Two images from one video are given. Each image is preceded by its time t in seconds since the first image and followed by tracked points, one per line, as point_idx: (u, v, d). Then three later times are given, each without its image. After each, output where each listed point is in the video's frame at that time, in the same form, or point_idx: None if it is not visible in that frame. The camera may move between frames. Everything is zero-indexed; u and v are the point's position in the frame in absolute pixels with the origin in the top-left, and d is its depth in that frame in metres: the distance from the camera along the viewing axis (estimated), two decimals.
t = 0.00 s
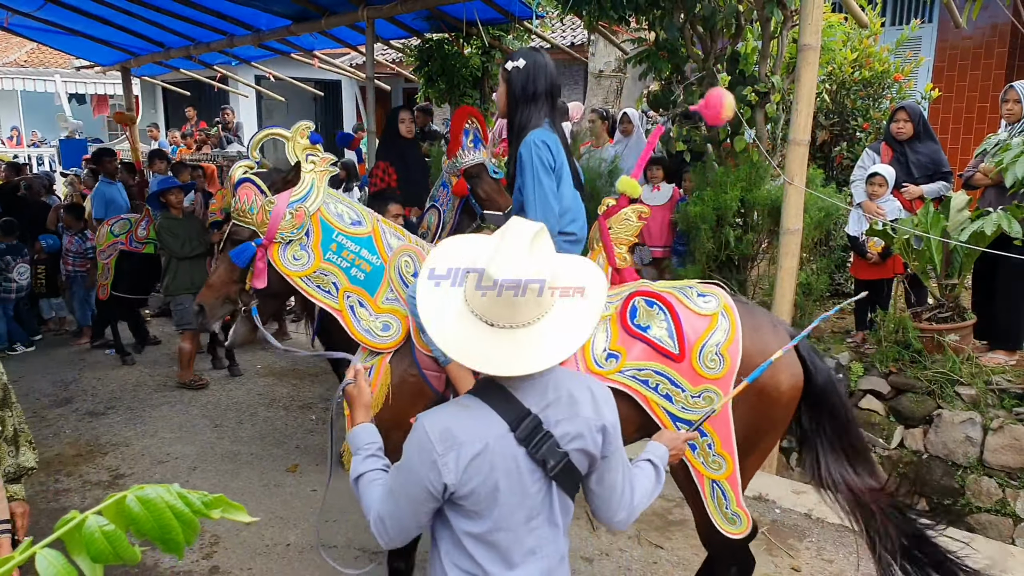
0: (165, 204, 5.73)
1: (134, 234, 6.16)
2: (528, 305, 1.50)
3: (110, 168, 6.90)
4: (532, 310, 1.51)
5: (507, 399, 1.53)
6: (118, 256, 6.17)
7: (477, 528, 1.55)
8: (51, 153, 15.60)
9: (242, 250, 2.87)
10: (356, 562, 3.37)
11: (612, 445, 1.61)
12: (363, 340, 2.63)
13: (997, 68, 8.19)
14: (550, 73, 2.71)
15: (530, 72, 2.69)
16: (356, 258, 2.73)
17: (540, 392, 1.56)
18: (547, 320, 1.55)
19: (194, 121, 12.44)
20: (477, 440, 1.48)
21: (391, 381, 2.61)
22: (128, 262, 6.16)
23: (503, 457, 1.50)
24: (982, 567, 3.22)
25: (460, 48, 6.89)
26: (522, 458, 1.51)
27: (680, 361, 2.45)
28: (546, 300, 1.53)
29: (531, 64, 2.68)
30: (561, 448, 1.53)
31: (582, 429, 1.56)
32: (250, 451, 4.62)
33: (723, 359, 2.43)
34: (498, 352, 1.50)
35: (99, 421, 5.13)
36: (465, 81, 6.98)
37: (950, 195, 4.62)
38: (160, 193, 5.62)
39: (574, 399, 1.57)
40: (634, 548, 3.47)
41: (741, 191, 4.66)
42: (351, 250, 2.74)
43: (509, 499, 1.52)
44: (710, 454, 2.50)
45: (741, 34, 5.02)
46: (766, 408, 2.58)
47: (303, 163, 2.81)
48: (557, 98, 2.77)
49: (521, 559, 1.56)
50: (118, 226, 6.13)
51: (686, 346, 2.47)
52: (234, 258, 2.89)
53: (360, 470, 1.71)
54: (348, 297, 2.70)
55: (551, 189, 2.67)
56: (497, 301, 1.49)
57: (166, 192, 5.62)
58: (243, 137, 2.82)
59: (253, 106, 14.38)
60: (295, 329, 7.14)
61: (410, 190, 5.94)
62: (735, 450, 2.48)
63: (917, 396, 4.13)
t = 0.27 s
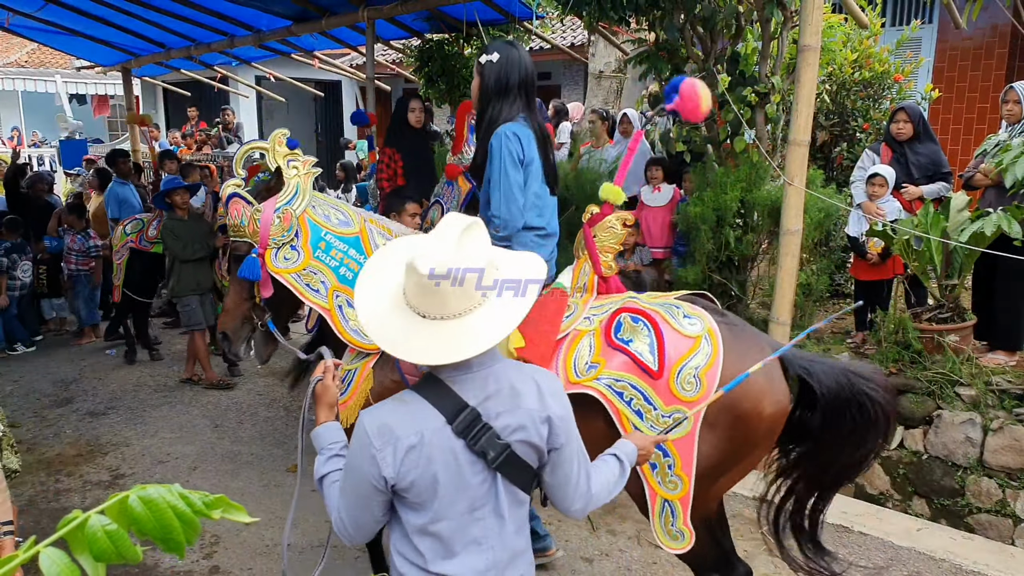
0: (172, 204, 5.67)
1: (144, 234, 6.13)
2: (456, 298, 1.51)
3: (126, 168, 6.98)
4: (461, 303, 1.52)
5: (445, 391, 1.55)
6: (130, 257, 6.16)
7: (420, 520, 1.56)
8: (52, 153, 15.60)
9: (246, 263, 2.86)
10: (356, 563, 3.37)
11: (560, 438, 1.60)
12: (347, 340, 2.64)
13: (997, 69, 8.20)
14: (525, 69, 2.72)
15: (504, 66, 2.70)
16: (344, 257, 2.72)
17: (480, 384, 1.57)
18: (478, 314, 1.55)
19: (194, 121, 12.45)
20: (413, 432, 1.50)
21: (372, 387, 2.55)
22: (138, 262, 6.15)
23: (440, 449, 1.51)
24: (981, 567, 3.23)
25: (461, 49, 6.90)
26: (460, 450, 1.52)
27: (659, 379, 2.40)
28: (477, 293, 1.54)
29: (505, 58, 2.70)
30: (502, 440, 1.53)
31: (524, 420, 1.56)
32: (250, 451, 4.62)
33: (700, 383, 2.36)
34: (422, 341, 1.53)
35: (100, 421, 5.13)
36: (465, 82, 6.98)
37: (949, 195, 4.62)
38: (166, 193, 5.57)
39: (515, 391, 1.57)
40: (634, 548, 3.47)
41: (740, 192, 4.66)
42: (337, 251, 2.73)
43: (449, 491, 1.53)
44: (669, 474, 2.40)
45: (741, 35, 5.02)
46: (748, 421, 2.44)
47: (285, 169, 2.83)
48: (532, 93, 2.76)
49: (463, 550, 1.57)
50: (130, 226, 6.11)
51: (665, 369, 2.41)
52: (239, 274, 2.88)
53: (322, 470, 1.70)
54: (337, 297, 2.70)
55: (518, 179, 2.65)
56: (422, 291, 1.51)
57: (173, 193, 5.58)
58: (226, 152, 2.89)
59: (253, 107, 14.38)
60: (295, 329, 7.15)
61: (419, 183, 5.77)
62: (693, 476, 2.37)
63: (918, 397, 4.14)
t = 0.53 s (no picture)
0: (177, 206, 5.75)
1: (149, 233, 6.16)
2: (379, 293, 1.53)
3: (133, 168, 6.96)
4: (386, 300, 1.55)
5: (377, 389, 1.59)
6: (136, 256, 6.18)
7: (354, 516, 1.60)
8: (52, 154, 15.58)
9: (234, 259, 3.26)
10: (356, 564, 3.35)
11: (497, 435, 1.61)
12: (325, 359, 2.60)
13: (999, 69, 8.19)
14: (504, 88, 2.70)
15: (483, 87, 2.69)
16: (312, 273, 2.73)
17: (412, 381, 1.61)
18: (407, 312, 1.58)
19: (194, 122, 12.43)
20: (342, 428, 1.55)
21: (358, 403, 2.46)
22: (144, 261, 6.18)
23: (368, 445, 1.55)
24: (984, 569, 3.20)
25: (461, 48, 6.88)
26: (389, 446, 1.55)
27: (651, 366, 2.41)
28: (404, 290, 1.56)
29: (485, 77, 2.69)
30: (433, 437, 1.57)
31: (457, 418, 1.58)
32: (249, 452, 4.60)
33: (695, 364, 2.36)
34: (348, 336, 1.57)
35: (99, 421, 5.11)
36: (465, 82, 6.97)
37: (951, 196, 4.60)
38: (173, 196, 5.66)
39: (449, 389, 1.61)
40: (635, 550, 3.45)
41: (742, 192, 4.65)
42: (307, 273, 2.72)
43: (379, 487, 1.56)
44: (682, 465, 2.38)
45: (743, 35, 5.00)
46: (741, 407, 2.40)
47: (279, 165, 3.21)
48: (512, 112, 2.73)
49: (399, 545, 1.60)
50: (135, 225, 6.13)
51: (659, 350, 2.41)
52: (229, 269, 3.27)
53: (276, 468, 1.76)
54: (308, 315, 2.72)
55: (510, 183, 2.59)
56: (348, 288, 1.54)
57: (179, 195, 5.64)
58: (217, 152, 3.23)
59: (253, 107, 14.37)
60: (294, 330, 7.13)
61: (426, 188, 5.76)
62: (707, 463, 2.34)
63: (919, 399, 4.12)
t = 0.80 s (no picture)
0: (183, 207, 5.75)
1: (156, 236, 6.16)
2: (314, 290, 1.55)
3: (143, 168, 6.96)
4: (323, 298, 1.57)
5: (314, 388, 1.60)
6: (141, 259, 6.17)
7: (293, 513, 1.61)
8: (53, 154, 15.59)
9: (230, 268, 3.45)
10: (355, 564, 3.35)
11: (438, 437, 1.60)
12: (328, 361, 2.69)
13: (1001, 69, 8.18)
14: (500, 88, 2.76)
15: (478, 86, 2.76)
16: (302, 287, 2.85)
17: (351, 380, 1.61)
18: (346, 309, 1.59)
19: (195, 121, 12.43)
20: (277, 424, 1.57)
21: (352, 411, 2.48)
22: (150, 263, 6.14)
23: (302, 442, 1.56)
24: (985, 570, 3.20)
25: (462, 48, 6.88)
26: (324, 445, 1.56)
27: (652, 382, 2.40)
28: (341, 288, 1.58)
29: (480, 76, 2.75)
30: (369, 437, 1.56)
31: (395, 419, 1.58)
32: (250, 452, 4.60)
33: (696, 380, 2.34)
34: (290, 335, 1.60)
35: (100, 421, 5.11)
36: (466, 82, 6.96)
37: (953, 196, 4.59)
38: (179, 197, 5.65)
39: (388, 389, 1.60)
40: (636, 551, 3.45)
41: (744, 192, 4.64)
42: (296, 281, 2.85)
43: (314, 485, 1.57)
44: (685, 483, 2.37)
45: (745, 35, 4.99)
46: (743, 423, 2.38)
47: (272, 176, 3.23)
48: (508, 111, 2.80)
49: (337, 542, 1.60)
50: (139, 229, 6.13)
51: (658, 370, 2.40)
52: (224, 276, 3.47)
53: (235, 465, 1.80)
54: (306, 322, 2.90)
55: (494, 184, 2.67)
56: (285, 285, 1.56)
57: (186, 196, 5.63)
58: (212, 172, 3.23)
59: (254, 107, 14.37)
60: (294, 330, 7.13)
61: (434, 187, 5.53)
62: (711, 480, 2.34)
63: (921, 399, 4.11)
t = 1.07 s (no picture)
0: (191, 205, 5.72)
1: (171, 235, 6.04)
2: (273, 290, 1.58)
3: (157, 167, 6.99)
4: (282, 297, 1.60)
5: (274, 383, 1.64)
6: (154, 258, 6.07)
7: (255, 507, 1.66)
8: (55, 155, 15.60)
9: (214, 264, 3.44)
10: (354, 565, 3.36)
11: (397, 434, 1.64)
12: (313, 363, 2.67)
13: (1003, 69, 8.18)
14: (490, 73, 2.66)
15: (468, 71, 2.65)
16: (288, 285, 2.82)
17: (311, 377, 1.64)
18: (305, 307, 1.63)
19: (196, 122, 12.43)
20: (237, 418, 1.63)
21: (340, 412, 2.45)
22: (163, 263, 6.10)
23: (261, 437, 1.60)
24: (985, 571, 3.20)
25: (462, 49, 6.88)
26: (282, 440, 1.60)
27: (633, 357, 2.42)
28: (299, 288, 1.61)
29: (470, 62, 2.65)
30: (326, 434, 1.60)
31: (353, 416, 1.62)
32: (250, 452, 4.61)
33: (677, 355, 2.37)
34: (250, 332, 1.63)
35: (100, 421, 5.12)
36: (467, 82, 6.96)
37: (954, 197, 4.58)
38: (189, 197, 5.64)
39: (346, 385, 1.64)
40: (636, 552, 3.45)
41: (744, 193, 4.64)
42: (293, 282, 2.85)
43: (273, 479, 1.61)
44: (665, 454, 2.41)
45: (746, 35, 4.98)
46: (724, 402, 2.38)
47: (261, 170, 3.18)
48: (500, 99, 2.69)
49: (298, 536, 1.64)
50: (155, 228, 5.97)
51: (638, 339, 2.43)
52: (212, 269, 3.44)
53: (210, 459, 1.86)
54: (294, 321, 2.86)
55: (476, 174, 2.53)
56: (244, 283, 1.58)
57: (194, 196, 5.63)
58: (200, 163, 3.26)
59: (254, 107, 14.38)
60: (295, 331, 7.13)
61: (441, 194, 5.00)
62: (691, 451, 2.37)
63: (922, 400, 4.10)
